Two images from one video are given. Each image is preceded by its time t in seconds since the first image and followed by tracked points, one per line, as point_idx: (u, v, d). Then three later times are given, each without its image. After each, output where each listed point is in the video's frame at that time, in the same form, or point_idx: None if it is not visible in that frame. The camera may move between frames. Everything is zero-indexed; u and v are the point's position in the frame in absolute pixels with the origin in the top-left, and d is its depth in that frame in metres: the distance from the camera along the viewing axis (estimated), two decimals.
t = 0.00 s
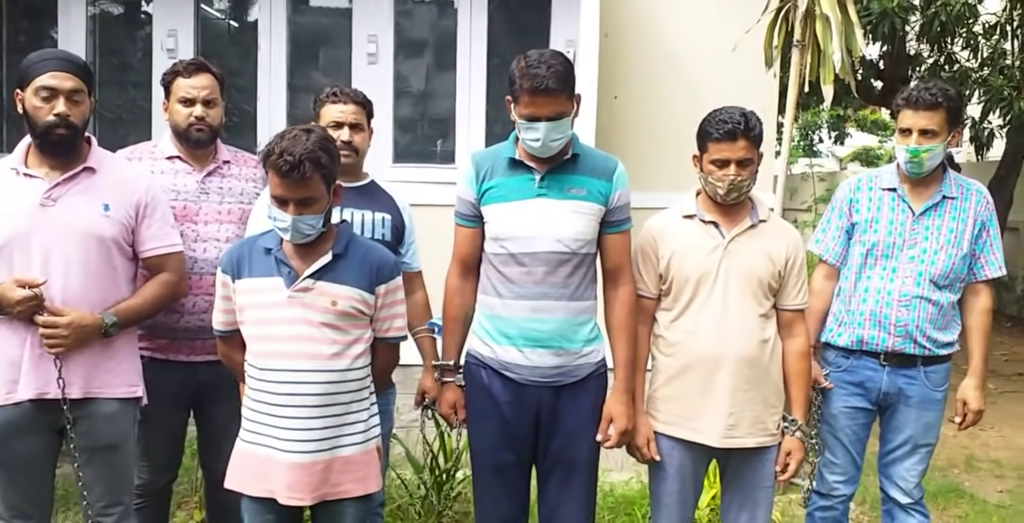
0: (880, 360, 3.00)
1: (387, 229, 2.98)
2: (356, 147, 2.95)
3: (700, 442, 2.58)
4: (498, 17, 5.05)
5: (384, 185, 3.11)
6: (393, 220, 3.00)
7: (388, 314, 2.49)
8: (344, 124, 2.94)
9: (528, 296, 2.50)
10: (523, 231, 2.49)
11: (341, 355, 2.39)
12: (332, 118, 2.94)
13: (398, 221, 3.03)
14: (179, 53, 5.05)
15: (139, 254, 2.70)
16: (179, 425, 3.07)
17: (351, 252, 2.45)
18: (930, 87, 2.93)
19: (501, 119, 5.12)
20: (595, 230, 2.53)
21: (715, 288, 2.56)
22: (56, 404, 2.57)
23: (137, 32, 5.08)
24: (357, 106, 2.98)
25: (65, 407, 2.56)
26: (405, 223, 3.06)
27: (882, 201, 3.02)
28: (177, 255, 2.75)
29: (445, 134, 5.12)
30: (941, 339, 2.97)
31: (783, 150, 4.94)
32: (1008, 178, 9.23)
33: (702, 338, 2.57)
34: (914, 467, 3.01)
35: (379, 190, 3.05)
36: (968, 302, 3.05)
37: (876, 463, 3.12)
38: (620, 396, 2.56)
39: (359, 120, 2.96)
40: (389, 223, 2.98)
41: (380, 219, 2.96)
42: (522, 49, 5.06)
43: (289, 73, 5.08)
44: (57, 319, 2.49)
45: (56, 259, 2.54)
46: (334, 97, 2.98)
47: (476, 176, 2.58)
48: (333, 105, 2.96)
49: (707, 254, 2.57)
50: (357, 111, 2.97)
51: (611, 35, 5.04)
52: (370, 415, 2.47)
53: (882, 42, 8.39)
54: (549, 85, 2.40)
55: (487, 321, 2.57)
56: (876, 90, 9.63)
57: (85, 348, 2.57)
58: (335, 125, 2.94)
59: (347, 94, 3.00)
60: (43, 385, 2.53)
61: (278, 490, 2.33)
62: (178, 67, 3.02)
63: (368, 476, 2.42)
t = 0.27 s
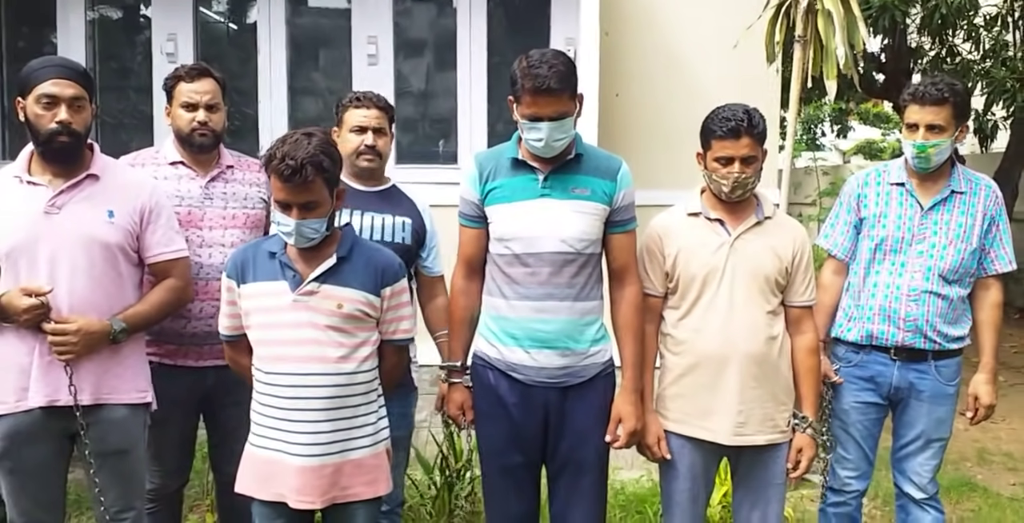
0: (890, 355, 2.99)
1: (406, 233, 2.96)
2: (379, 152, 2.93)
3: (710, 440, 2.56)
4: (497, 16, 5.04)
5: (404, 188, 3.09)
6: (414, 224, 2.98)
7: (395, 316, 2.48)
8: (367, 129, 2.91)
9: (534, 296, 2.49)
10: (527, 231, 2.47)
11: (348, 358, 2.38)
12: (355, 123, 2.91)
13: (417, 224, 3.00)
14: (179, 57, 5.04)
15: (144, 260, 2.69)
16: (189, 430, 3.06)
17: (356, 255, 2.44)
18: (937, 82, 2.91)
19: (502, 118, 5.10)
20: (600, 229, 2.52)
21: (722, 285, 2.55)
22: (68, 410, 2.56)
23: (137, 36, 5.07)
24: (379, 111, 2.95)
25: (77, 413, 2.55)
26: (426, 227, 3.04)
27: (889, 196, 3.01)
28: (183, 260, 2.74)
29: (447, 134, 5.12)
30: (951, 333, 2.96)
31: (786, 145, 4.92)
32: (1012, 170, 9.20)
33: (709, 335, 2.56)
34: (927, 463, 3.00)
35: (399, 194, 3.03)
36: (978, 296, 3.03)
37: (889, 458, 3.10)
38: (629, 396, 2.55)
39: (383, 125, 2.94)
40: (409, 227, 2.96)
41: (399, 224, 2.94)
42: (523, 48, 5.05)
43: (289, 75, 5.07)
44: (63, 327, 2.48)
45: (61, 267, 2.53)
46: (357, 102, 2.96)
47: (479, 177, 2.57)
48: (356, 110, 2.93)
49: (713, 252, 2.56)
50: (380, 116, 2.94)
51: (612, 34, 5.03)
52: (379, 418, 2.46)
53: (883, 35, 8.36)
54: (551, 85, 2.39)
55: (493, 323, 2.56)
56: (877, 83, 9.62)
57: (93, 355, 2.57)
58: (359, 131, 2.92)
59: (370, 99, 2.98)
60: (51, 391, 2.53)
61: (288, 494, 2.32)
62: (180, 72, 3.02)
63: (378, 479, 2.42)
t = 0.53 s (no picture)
0: (872, 360, 3.02)
1: (404, 233, 2.98)
2: (383, 152, 2.96)
3: (691, 440, 2.59)
4: (492, 19, 5.06)
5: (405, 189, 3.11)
6: (412, 224, 3.00)
7: (382, 313, 2.50)
8: (372, 129, 2.93)
9: (519, 296, 2.51)
10: (514, 232, 2.50)
11: (335, 354, 2.40)
12: (360, 124, 2.93)
13: (417, 225, 3.02)
14: (174, 54, 5.05)
15: (133, 254, 2.70)
16: (172, 425, 3.08)
17: (344, 252, 2.46)
18: (921, 92, 2.96)
19: (494, 120, 5.13)
20: (587, 231, 2.55)
21: (706, 289, 2.58)
22: (49, 403, 2.58)
23: (132, 33, 5.08)
24: (384, 112, 2.98)
25: (59, 407, 2.57)
26: (424, 228, 3.06)
27: (876, 203, 3.05)
28: (172, 255, 2.75)
29: (439, 135, 5.14)
30: (933, 339, 2.99)
31: (774, 152, 4.96)
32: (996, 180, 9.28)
33: (693, 337, 2.59)
34: (905, 466, 3.03)
35: (399, 193, 3.05)
36: (961, 304, 3.07)
37: (868, 461, 3.14)
38: (612, 396, 2.58)
39: (387, 125, 2.97)
40: (407, 227, 2.98)
41: (397, 224, 2.96)
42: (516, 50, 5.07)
43: (283, 73, 5.09)
44: (47, 321, 2.50)
45: (50, 260, 2.54)
46: (362, 103, 2.98)
47: (468, 176, 2.59)
48: (361, 111, 2.95)
49: (698, 255, 2.59)
50: (384, 117, 2.96)
51: (604, 38, 5.06)
52: (363, 415, 2.48)
53: (872, 44, 8.43)
54: (542, 87, 2.42)
55: (478, 322, 2.59)
56: (865, 92, 9.68)
57: (79, 348, 2.58)
58: (364, 132, 2.94)
59: (375, 100, 3.00)
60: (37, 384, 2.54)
61: (269, 489, 2.34)
62: (175, 68, 3.03)
63: (361, 475, 2.44)
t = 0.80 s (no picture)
0: (869, 351, 2.99)
1: (396, 224, 2.92)
2: (374, 141, 2.90)
3: (687, 433, 2.56)
4: (483, 6, 4.97)
5: (397, 178, 3.05)
6: (404, 215, 2.95)
7: (371, 306, 2.45)
8: (362, 118, 2.87)
9: (510, 288, 2.46)
10: (505, 222, 2.45)
11: (324, 346, 2.35)
12: (351, 111, 2.87)
13: (409, 216, 2.97)
14: (158, 41, 4.97)
15: (117, 246, 2.63)
16: (160, 419, 3.02)
17: (332, 243, 2.41)
18: (912, 77, 2.95)
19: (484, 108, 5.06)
20: (577, 221, 2.50)
21: (701, 279, 2.54)
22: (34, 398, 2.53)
23: (115, 19, 4.99)
24: (375, 99, 2.91)
25: (41, 403, 2.52)
26: (417, 218, 3.01)
27: (874, 191, 3.01)
28: (157, 247, 2.68)
29: (429, 124, 5.07)
30: (931, 330, 2.95)
31: (769, 142, 4.90)
32: (991, 170, 9.26)
33: (688, 329, 2.54)
34: (903, 458, 3.00)
35: (391, 183, 2.99)
36: (958, 294, 3.03)
37: (865, 453, 3.11)
38: (604, 388, 2.54)
39: (378, 113, 2.90)
40: (399, 218, 2.93)
41: (389, 215, 2.91)
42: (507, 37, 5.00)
43: (270, 61, 5.02)
44: (31, 315, 2.44)
45: (32, 252, 2.48)
46: (352, 90, 2.91)
47: (456, 166, 2.54)
48: (351, 98, 2.89)
49: (693, 245, 2.55)
50: (375, 105, 2.90)
51: (598, 24, 4.99)
52: (353, 408, 2.43)
53: (867, 33, 8.39)
54: (530, 74, 2.36)
55: (468, 315, 2.53)
56: (860, 82, 9.64)
57: (63, 341, 2.52)
58: (354, 120, 2.87)
59: (366, 86, 2.93)
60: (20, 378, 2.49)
61: (259, 484, 2.29)
62: (159, 55, 2.96)
63: (351, 470, 2.39)
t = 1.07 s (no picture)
0: (865, 345, 3.01)
1: (391, 220, 2.95)
2: (365, 140, 2.90)
3: (685, 429, 2.58)
4: (478, 6, 5.00)
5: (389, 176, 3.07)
6: (398, 211, 2.97)
7: (370, 304, 2.48)
8: (352, 116, 2.87)
9: (505, 285, 2.48)
10: (497, 221, 2.47)
11: (324, 345, 2.37)
12: (340, 111, 2.87)
13: (403, 213, 2.99)
14: (155, 43, 4.98)
15: (117, 247, 2.66)
16: (163, 418, 3.04)
17: (331, 242, 2.43)
18: (899, 72, 2.99)
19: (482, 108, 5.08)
20: (570, 218, 2.52)
21: (698, 276, 2.56)
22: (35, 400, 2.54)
23: (112, 21, 5.00)
24: (364, 98, 2.93)
25: (41, 405, 2.52)
26: (411, 215, 3.03)
27: (865, 187, 3.05)
28: (157, 248, 2.71)
29: (427, 124, 5.09)
30: (927, 324, 2.98)
31: (764, 139, 4.92)
32: (985, 166, 9.30)
33: (685, 325, 2.56)
34: (899, 453, 3.02)
35: (384, 181, 3.01)
36: (954, 288, 3.05)
37: (862, 448, 3.13)
38: (600, 383, 2.56)
39: (367, 111, 2.91)
40: (394, 215, 2.95)
41: (384, 212, 2.93)
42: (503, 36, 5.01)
43: (267, 62, 5.04)
44: (32, 316, 2.45)
45: (33, 253, 2.50)
46: (341, 89, 2.91)
47: (448, 166, 2.55)
48: (340, 98, 2.89)
49: (689, 242, 2.57)
50: (364, 103, 2.90)
51: (593, 24, 5.01)
52: (354, 406, 2.45)
53: (860, 31, 8.43)
54: (519, 74, 2.37)
55: (464, 313, 2.55)
56: (854, 80, 9.68)
57: (65, 341, 2.54)
58: (344, 119, 2.88)
59: (354, 86, 2.94)
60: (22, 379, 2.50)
61: (261, 482, 2.31)
62: (157, 56, 2.98)
63: (352, 467, 2.41)
